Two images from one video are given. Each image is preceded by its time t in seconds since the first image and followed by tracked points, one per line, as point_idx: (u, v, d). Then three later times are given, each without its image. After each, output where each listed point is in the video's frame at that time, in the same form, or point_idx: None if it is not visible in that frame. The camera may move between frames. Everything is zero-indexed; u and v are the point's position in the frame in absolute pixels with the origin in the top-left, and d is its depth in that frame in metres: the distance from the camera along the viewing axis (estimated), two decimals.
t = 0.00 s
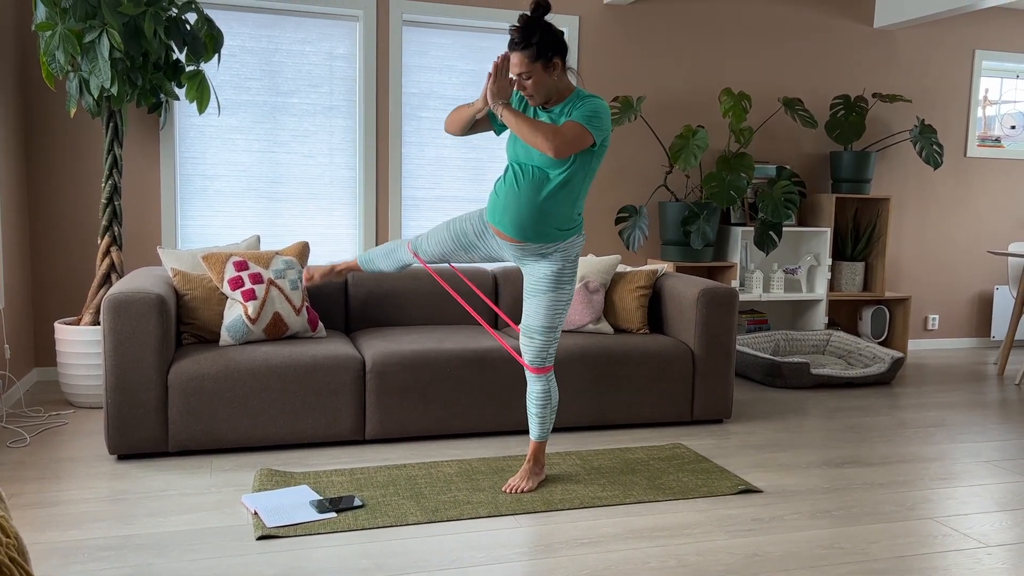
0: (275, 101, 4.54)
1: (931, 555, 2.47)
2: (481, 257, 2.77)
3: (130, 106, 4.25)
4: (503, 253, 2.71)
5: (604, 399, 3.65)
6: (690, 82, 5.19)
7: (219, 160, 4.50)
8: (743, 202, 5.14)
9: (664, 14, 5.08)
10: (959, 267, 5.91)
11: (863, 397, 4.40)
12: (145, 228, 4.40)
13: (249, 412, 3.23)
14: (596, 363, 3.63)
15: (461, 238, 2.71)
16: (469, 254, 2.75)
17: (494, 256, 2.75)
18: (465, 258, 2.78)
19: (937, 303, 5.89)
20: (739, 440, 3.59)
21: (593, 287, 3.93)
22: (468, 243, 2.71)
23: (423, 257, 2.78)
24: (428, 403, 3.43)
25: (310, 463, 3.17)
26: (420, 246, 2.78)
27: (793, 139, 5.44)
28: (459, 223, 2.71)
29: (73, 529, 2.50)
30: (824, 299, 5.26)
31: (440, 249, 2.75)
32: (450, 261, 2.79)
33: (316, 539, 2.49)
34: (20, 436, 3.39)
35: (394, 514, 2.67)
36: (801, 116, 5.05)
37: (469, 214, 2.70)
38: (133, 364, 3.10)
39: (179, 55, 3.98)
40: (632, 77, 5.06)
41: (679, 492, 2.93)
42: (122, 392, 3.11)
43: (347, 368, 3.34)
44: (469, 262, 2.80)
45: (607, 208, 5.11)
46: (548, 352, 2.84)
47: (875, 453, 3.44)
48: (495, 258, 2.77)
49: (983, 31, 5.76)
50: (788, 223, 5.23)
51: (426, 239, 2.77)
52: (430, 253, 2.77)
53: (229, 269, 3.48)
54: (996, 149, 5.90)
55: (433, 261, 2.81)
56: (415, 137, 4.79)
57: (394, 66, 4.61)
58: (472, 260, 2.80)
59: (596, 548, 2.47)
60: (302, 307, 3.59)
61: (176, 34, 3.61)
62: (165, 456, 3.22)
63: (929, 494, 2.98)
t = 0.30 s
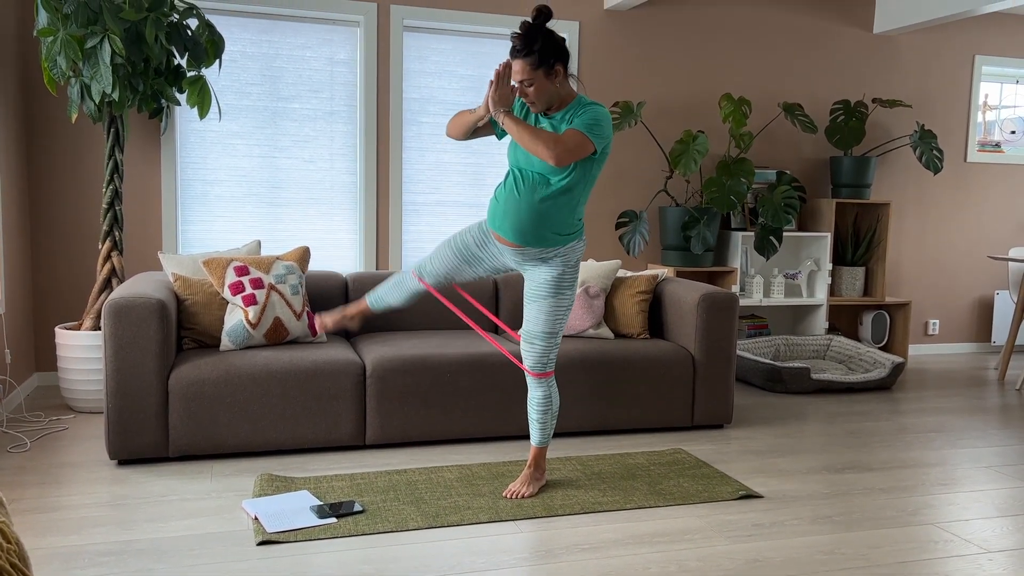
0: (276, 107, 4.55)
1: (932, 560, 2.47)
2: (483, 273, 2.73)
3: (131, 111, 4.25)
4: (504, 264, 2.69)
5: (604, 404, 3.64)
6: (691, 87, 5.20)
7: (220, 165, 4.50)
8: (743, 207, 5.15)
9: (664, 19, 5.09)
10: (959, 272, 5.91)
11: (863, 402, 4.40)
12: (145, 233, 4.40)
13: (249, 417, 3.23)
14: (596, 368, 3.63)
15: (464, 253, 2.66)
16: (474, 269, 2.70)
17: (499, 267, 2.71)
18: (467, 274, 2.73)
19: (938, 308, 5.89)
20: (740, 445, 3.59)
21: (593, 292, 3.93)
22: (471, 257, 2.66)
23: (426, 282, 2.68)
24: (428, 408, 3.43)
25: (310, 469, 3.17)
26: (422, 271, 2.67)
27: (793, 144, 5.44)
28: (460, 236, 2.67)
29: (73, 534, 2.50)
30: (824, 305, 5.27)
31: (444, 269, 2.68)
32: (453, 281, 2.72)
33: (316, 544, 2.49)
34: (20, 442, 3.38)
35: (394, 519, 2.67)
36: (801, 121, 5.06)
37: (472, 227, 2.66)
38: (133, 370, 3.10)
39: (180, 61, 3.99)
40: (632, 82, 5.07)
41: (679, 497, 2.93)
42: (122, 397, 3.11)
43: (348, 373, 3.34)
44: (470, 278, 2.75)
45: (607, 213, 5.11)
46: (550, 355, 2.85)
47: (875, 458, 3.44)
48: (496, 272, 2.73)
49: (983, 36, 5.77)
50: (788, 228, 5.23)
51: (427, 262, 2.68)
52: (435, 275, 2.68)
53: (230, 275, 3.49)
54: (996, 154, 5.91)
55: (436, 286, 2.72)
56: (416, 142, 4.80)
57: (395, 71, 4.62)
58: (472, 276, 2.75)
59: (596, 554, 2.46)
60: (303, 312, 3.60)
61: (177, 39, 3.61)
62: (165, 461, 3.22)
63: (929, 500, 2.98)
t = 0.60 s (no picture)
0: (276, 112, 4.56)
1: (933, 566, 2.47)
2: (505, 307, 2.89)
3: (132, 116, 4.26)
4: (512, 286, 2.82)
5: (605, 410, 3.64)
6: (691, 92, 5.21)
7: (220, 170, 4.51)
8: (744, 211, 5.15)
9: (665, 25, 5.10)
10: (959, 277, 5.91)
11: (864, 407, 4.40)
12: (145, 237, 4.40)
13: (249, 422, 3.22)
14: (596, 373, 3.63)
15: (474, 297, 2.86)
16: (492, 308, 2.87)
17: (510, 298, 2.87)
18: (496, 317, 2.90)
19: (938, 313, 5.89)
20: (740, 450, 3.59)
21: (594, 296, 3.93)
22: (481, 298, 2.86)
23: (465, 349, 2.92)
24: (428, 413, 3.42)
25: (310, 474, 3.16)
26: (456, 343, 2.93)
27: (793, 149, 5.45)
28: (465, 287, 2.89)
29: (73, 539, 2.50)
30: (824, 309, 5.26)
31: (468, 326, 2.89)
32: (484, 330, 2.91)
33: (316, 549, 2.49)
34: (20, 446, 3.38)
35: (394, 524, 2.67)
36: (801, 126, 5.06)
37: (467, 273, 2.89)
38: (133, 375, 3.10)
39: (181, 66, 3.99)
40: (632, 87, 5.07)
41: (680, 502, 2.93)
42: (122, 402, 3.10)
43: (348, 378, 3.34)
44: (499, 319, 2.92)
45: (607, 218, 5.12)
46: (546, 363, 2.81)
47: (876, 463, 3.44)
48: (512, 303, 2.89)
49: (983, 41, 5.78)
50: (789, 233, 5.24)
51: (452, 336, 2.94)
52: (470, 339, 2.91)
53: (230, 279, 3.49)
54: (996, 159, 5.92)
55: (476, 348, 2.94)
56: (416, 147, 4.80)
57: (396, 76, 4.62)
58: (500, 316, 2.92)
59: (597, 559, 2.46)
60: (304, 317, 3.60)
61: (179, 44, 3.61)
62: (165, 466, 3.21)
63: (930, 505, 2.98)
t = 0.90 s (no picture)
0: (276, 115, 4.56)
1: (933, 570, 2.46)
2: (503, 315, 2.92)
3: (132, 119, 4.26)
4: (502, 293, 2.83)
5: (605, 413, 3.64)
6: (691, 96, 5.21)
7: (220, 173, 4.51)
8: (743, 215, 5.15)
9: (665, 28, 5.10)
10: (959, 280, 5.91)
11: (864, 410, 4.39)
12: (145, 241, 4.39)
13: (248, 425, 3.22)
14: (596, 376, 3.63)
15: (472, 316, 2.89)
16: (492, 322, 2.90)
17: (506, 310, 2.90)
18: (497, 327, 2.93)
19: (938, 316, 5.89)
20: (740, 454, 3.58)
21: (594, 300, 3.92)
22: (478, 315, 2.88)
23: (478, 368, 2.95)
24: (428, 417, 3.42)
25: (310, 477, 3.16)
26: (466, 365, 2.96)
27: (793, 152, 5.45)
28: (460, 308, 2.92)
29: (72, 543, 2.50)
30: (824, 313, 5.26)
31: (474, 345, 2.93)
32: (489, 343, 2.94)
33: (316, 553, 2.48)
34: (20, 450, 3.38)
35: (394, 528, 2.66)
36: (801, 129, 5.07)
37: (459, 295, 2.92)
38: (133, 378, 3.10)
39: (181, 69, 3.99)
40: (632, 90, 5.08)
41: (680, 506, 2.92)
42: (122, 405, 3.10)
43: (348, 382, 3.34)
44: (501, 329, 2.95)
45: (607, 221, 5.12)
46: (540, 362, 2.83)
47: (876, 467, 3.44)
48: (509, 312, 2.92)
49: (982, 45, 5.79)
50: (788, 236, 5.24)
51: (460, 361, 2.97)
52: (480, 358, 2.94)
53: (230, 283, 3.49)
54: (996, 162, 5.92)
55: (487, 364, 2.97)
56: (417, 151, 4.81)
57: (396, 80, 4.62)
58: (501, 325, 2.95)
59: (596, 563, 2.46)
60: (304, 320, 3.60)
61: (179, 48, 3.61)
62: (164, 469, 3.21)
63: (930, 509, 2.97)
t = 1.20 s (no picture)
0: (276, 117, 4.56)
1: (933, 572, 2.46)
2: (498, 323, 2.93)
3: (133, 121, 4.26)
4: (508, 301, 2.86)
5: (604, 415, 3.64)
6: (691, 98, 5.21)
7: (220, 175, 4.51)
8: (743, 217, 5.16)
9: (665, 30, 5.11)
10: (958, 283, 5.92)
11: (864, 412, 4.39)
12: (146, 243, 4.39)
13: (248, 427, 3.22)
14: (596, 378, 3.62)
15: (470, 317, 2.88)
16: (486, 326, 2.90)
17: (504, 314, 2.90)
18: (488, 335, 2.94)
19: (938, 318, 5.89)
20: (740, 456, 3.58)
21: (593, 302, 3.92)
22: (477, 318, 2.88)
23: (459, 372, 2.94)
24: (428, 418, 3.42)
25: (309, 479, 3.16)
26: (450, 367, 2.94)
27: (793, 154, 5.45)
28: (458, 307, 2.91)
29: (71, 545, 2.50)
30: (824, 315, 5.26)
31: (461, 346, 2.91)
32: (478, 349, 2.94)
33: (315, 555, 2.48)
34: (19, 452, 3.38)
35: (394, 530, 2.66)
36: (801, 131, 5.07)
37: (459, 295, 2.91)
38: (133, 379, 3.10)
39: (181, 72, 3.99)
40: (632, 93, 5.08)
41: (680, 508, 2.92)
42: (122, 407, 3.10)
43: (348, 384, 3.34)
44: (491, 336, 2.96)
45: (607, 223, 5.12)
46: (539, 366, 2.83)
47: (876, 469, 3.44)
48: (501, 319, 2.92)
49: (982, 47, 5.79)
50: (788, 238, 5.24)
51: (444, 362, 2.95)
52: (464, 361, 2.94)
53: (230, 285, 3.49)
54: (995, 164, 5.93)
55: (470, 369, 2.97)
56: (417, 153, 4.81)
57: (396, 81, 4.62)
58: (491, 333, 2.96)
59: (596, 565, 2.45)
60: (303, 322, 3.60)
61: (179, 51, 3.60)
62: (164, 471, 3.21)
63: (931, 511, 2.97)
